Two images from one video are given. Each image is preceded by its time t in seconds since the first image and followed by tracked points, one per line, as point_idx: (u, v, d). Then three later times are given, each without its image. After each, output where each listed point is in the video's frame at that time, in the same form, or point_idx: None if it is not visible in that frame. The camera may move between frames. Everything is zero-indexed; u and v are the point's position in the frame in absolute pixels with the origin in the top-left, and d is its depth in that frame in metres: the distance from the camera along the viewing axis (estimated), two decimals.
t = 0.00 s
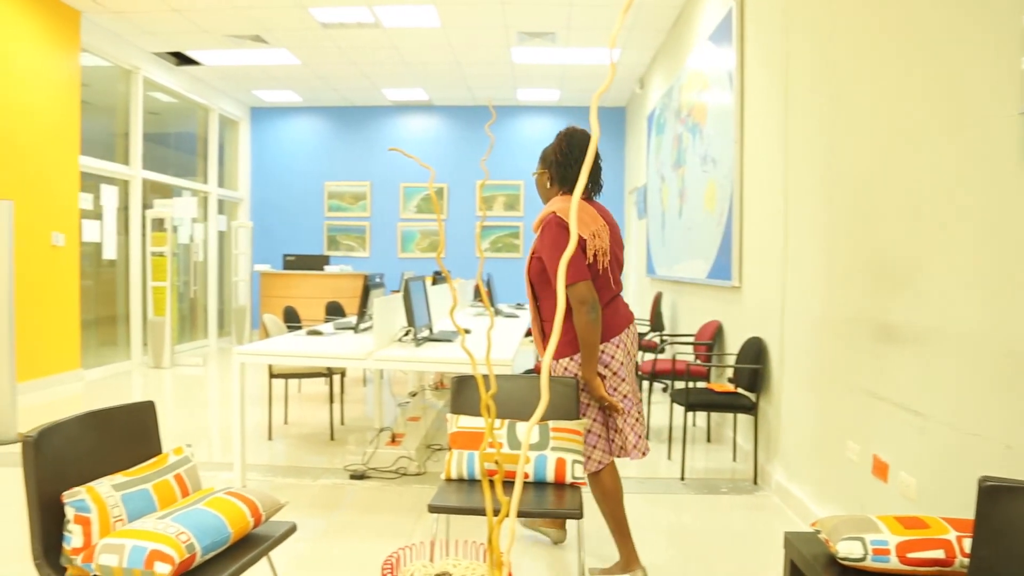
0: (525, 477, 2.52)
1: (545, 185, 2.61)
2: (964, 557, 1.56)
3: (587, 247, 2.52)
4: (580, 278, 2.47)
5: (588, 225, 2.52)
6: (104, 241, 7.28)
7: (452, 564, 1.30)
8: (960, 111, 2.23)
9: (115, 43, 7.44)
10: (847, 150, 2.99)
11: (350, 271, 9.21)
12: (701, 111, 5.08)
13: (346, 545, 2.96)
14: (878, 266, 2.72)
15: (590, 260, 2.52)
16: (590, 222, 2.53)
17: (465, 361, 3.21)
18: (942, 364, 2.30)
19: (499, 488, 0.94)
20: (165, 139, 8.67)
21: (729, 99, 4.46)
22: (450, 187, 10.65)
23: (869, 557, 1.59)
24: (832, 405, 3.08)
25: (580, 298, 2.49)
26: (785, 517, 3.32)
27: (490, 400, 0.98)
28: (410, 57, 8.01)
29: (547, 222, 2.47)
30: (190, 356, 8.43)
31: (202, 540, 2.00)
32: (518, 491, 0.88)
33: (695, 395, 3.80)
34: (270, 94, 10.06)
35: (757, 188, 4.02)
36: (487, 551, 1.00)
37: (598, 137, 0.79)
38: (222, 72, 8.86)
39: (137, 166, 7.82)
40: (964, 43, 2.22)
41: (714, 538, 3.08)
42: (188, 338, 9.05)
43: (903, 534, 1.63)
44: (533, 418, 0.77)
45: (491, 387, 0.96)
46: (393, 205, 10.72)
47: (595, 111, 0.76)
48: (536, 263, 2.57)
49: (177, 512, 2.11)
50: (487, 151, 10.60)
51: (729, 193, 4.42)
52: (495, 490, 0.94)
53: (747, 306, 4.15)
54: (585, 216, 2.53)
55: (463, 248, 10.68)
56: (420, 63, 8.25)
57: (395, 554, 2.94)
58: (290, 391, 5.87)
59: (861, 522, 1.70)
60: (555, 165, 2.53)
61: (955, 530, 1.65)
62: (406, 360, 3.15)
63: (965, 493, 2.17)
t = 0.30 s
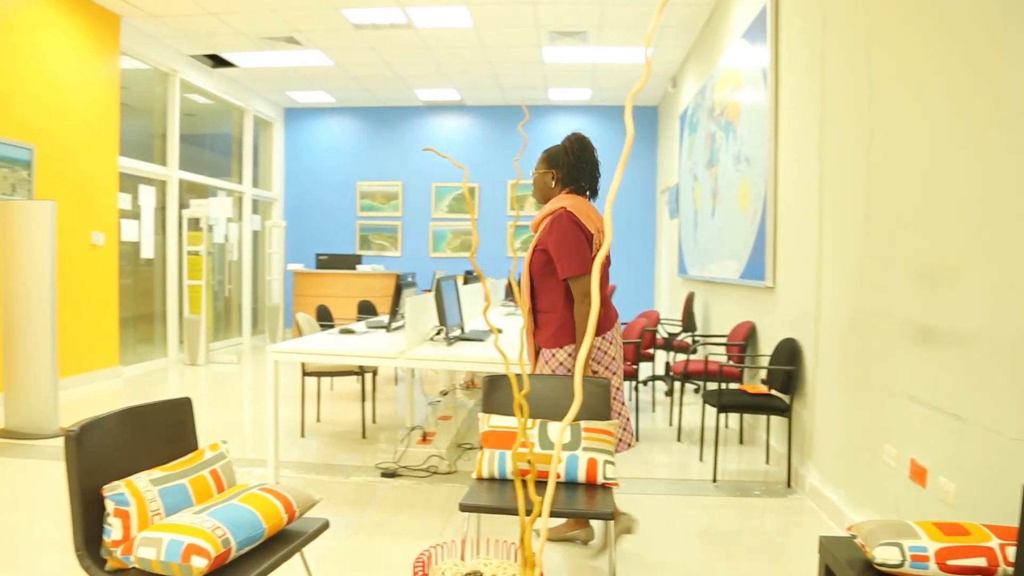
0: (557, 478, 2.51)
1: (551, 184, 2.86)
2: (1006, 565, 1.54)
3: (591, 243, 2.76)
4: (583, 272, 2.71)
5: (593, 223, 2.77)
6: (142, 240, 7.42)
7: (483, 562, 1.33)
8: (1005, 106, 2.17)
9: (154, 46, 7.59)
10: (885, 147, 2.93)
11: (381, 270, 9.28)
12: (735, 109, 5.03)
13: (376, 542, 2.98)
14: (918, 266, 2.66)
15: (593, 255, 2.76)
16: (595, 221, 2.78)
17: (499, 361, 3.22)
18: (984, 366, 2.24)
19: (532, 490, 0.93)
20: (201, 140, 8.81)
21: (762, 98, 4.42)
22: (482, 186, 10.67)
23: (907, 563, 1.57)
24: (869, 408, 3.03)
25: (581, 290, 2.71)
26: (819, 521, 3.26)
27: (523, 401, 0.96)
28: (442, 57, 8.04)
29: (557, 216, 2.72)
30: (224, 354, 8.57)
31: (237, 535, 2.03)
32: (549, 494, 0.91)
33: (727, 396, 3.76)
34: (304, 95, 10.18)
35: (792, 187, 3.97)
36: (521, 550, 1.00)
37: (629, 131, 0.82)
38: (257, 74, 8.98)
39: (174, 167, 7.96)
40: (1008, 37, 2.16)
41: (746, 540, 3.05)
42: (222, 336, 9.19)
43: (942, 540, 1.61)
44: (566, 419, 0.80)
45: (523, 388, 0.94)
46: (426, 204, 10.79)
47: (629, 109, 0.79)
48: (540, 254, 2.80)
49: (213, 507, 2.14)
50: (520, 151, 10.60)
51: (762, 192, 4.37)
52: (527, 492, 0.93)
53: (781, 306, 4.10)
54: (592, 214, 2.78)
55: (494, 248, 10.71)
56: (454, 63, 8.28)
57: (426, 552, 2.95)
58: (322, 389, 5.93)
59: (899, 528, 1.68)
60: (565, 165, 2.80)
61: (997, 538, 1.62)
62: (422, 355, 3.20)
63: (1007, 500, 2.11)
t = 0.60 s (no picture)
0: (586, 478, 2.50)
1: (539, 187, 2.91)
2: None
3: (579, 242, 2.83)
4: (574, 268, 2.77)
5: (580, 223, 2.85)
6: (177, 239, 7.53)
7: (512, 561, 1.29)
8: None
9: (189, 48, 7.70)
10: (921, 145, 2.87)
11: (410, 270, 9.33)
12: (767, 107, 4.97)
13: (406, 540, 3.00)
14: (955, 266, 2.60)
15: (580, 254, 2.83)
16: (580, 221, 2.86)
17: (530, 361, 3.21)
18: None
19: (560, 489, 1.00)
20: (234, 141, 8.93)
21: (795, 95, 4.36)
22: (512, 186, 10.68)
23: (945, 570, 1.54)
24: (903, 411, 2.97)
25: (569, 288, 2.77)
26: (853, 525, 3.21)
27: (553, 402, 1.06)
28: (471, 57, 8.06)
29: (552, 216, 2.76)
30: (256, 352, 8.67)
31: (269, 531, 2.04)
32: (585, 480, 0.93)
33: (758, 398, 3.72)
34: (334, 96, 10.26)
35: (825, 186, 3.91)
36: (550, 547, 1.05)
37: (666, 119, 0.78)
38: (288, 75, 9.07)
39: (207, 167, 8.08)
40: None
41: (777, 544, 3.01)
42: (254, 334, 9.30)
43: (981, 547, 1.58)
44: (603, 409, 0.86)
45: (553, 391, 1.04)
46: (455, 204, 10.81)
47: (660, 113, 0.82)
48: (527, 252, 2.83)
49: (246, 503, 2.16)
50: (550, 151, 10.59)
51: (795, 192, 4.31)
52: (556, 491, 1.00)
53: (814, 307, 4.04)
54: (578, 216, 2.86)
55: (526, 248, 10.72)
56: (484, 63, 8.30)
57: (456, 551, 2.96)
58: (352, 387, 5.98)
59: (935, 534, 1.65)
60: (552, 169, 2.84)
61: None
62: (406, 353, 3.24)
63: None
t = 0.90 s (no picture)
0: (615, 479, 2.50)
1: (505, 186, 3.00)
2: None
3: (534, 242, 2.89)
4: (518, 268, 2.84)
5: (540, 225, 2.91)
6: (208, 239, 7.63)
7: (540, 561, 1.29)
8: None
9: (220, 50, 7.79)
10: (957, 143, 2.81)
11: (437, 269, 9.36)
12: (798, 106, 4.91)
13: (433, 539, 3.01)
14: (992, 267, 2.54)
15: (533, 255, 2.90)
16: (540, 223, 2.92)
17: (559, 360, 3.21)
18: None
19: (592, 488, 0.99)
20: (264, 142, 9.03)
21: (827, 93, 4.30)
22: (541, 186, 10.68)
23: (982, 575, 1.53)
24: (938, 414, 2.91)
25: (512, 288, 2.84)
26: (884, 529, 3.16)
27: (584, 399, 1.04)
28: (499, 56, 8.06)
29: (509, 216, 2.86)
30: (285, 351, 8.75)
31: (299, 528, 2.06)
32: (615, 483, 0.92)
33: (788, 399, 3.67)
34: (362, 96, 10.32)
35: (857, 185, 3.86)
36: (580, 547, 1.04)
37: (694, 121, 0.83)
38: (318, 76, 9.15)
39: (238, 167, 8.20)
40: None
41: (808, 548, 2.96)
42: (283, 333, 9.39)
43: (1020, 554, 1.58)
44: (631, 414, 0.86)
45: (583, 388, 1.03)
46: (483, 204, 10.85)
47: (695, 108, 0.80)
48: (484, 247, 2.95)
49: (276, 500, 2.17)
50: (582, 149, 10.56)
51: (826, 191, 4.27)
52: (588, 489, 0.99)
53: (845, 308, 3.99)
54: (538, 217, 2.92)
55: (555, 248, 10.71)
56: (512, 63, 8.30)
57: (484, 550, 2.96)
58: (381, 386, 6.02)
59: (974, 540, 1.64)
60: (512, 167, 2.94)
61: None
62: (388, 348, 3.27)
63: None
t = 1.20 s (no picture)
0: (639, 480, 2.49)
1: (472, 187, 3.13)
2: None
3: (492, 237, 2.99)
4: (471, 261, 2.95)
5: (504, 221, 3.01)
6: (235, 239, 7.71)
7: (562, 561, 1.28)
8: None
9: (247, 52, 7.87)
10: (988, 141, 2.76)
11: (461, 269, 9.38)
12: (825, 104, 4.86)
13: (457, 538, 3.01)
14: None
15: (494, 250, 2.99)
16: (505, 219, 3.01)
17: (584, 360, 3.21)
18: None
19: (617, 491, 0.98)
20: (290, 142, 9.11)
21: (855, 91, 4.25)
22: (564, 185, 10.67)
23: None
24: (968, 415, 2.86)
25: (457, 280, 2.95)
26: (913, 533, 3.11)
27: (609, 401, 1.04)
28: (523, 56, 8.07)
29: (469, 210, 3.00)
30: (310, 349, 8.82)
31: (325, 526, 2.07)
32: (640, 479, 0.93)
33: (814, 401, 3.63)
34: (387, 96, 10.38)
35: (886, 184, 3.80)
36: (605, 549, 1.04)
37: (724, 120, 0.85)
38: (343, 76, 9.20)
39: (264, 167, 8.29)
40: None
41: (834, 551, 2.93)
42: (309, 331, 9.46)
43: None
44: (657, 416, 0.89)
45: (610, 389, 1.04)
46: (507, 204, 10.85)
47: (722, 108, 0.81)
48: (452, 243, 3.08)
49: (302, 498, 2.19)
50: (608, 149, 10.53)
51: (854, 190, 4.22)
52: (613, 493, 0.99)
53: (873, 309, 3.94)
54: (500, 214, 3.01)
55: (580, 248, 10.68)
56: (537, 63, 8.30)
57: (508, 549, 2.96)
58: (405, 385, 6.05)
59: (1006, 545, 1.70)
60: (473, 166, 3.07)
61: None
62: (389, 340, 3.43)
63: None
